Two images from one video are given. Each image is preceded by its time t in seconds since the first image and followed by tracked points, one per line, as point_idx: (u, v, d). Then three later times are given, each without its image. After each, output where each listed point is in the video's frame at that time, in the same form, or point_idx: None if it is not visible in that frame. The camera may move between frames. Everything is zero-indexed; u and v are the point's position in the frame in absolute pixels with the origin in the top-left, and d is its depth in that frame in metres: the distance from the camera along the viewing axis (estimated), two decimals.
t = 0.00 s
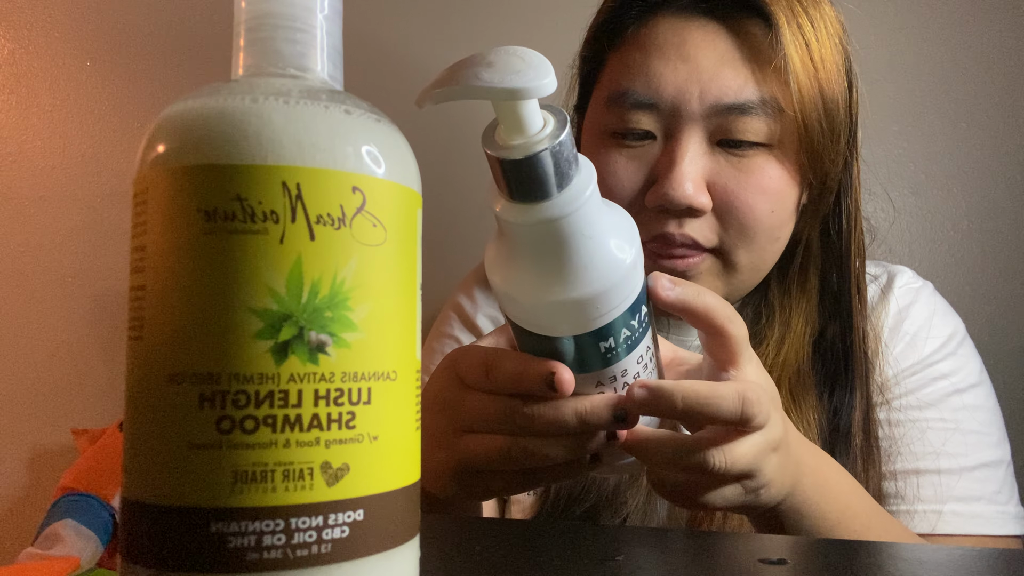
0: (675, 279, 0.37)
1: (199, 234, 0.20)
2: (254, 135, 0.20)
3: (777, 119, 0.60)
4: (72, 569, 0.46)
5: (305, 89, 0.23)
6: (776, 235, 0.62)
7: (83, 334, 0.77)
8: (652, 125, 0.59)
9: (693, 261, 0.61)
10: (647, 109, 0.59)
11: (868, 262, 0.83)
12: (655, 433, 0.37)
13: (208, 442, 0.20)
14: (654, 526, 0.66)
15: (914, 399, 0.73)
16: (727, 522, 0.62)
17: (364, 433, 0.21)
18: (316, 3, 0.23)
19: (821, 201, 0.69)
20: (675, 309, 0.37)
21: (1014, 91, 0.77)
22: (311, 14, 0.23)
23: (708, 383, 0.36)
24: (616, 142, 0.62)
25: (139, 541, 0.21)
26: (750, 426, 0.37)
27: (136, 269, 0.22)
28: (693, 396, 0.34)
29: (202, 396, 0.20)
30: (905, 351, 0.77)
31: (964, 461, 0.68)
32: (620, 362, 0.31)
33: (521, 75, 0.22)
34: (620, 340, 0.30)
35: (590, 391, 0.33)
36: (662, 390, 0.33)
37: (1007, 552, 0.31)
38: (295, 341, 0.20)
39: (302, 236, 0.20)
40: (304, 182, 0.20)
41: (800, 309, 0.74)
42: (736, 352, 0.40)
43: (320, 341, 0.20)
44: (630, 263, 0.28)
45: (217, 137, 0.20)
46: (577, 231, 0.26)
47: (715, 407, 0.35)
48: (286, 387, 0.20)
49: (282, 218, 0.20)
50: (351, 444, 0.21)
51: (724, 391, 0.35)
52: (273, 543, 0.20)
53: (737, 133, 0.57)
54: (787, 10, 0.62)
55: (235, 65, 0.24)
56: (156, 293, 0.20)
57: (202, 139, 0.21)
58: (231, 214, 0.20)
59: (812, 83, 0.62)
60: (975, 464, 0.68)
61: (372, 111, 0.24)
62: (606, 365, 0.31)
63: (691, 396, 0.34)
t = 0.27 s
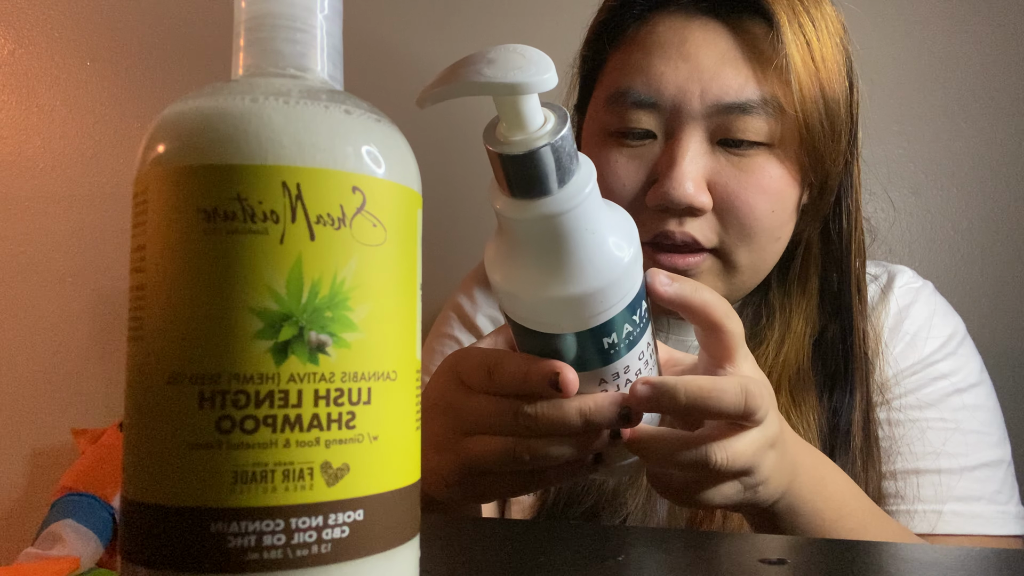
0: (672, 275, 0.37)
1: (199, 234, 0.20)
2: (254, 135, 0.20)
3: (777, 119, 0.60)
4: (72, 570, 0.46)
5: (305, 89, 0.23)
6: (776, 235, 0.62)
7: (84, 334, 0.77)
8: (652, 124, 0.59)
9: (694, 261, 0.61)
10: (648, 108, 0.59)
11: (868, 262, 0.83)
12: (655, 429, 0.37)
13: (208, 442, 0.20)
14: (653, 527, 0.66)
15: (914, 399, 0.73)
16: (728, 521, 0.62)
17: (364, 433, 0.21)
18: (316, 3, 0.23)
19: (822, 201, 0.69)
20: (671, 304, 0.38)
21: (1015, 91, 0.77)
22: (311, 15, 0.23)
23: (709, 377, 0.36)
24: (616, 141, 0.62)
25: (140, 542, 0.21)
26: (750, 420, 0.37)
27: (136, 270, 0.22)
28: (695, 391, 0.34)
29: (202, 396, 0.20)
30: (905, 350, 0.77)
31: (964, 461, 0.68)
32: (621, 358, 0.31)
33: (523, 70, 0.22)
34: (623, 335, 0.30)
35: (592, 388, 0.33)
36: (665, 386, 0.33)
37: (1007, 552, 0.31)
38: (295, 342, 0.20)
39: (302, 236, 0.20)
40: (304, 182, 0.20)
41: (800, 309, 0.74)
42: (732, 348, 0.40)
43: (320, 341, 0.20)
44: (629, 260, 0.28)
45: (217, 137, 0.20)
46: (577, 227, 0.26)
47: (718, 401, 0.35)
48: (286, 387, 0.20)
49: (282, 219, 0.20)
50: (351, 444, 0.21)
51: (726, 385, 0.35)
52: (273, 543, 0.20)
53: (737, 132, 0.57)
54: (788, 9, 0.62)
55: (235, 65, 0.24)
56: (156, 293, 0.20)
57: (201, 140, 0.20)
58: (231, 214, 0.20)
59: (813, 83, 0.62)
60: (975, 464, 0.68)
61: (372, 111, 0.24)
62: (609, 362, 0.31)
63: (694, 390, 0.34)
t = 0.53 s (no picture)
0: (670, 270, 0.37)
1: (199, 234, 0.20)
2: (254, 135, 0.20)
3: (777, 115, 0.60)
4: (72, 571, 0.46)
5: (305, 89, 0.23)
6: (776, 233, 0.62)
7: (84, 332, 0.77)
8: (653, 121, 0.59)
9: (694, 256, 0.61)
10: (648, 104, 0.59)
11: (868, 260, 0.83)
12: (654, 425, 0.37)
13: (208, 442, 0.20)
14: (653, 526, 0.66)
15: (915, 398, 0.73)
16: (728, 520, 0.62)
17: (364, 433, 0.21)
18: (316, 3, 0.23)
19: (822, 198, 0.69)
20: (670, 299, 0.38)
21: (1016, 88, 0.77)
22: (311, 15, 0.23)
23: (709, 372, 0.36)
24: (617, 138, 0.62)
25: (140, 542, 0.20)
26: (749, 415, 0.37)
27: (136, 270, 0.22)
28: (695, 385, 0.34)
29: (202, 396, 0.20)
30: (905, 349, 0.77)
31: (964, 459, 0.68)
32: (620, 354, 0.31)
33: (524, 63, 0.22)
34: (623, 330, 0.30)
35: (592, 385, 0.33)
36: (665, 381, 0.33)
37: (1006, 552, 0.31)
38: (295, 341, 0.20)
39: (302, 236, 0.20)
40: (304, 182, 0.20)
41: (800, 308, 0.74)
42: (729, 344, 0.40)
43: (320, 341, 0.20)
44: (628, 255, 0.28)
45: (217, 137, 0.20)
46: (577, 222, 0.26)
47: (718, 396, 0.35)
48: (286, 387, 0.20)
49: (282, 219, 0.20)
50: (350, 444, 0.21)
51: (725, 379, 0.35)
52: (273, 543, 0.20)
53: (737, 129, 0.57)
54: (789, 6, 0.62)
55: (235, 66, 0.24)
56: (156, 292, 0.20)
57: (201, 140, 0.20)
58: (231, 214, 0.20)
59: (813, 80, 0.62)
60: (975, 463, 0.68)
61: (372, 111, 0.24)
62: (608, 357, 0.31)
63: (694, 385, 0.34)
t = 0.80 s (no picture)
0: (670, 265, 0.38)
1: (199, 234, 0.20)
2: (254, 134, 0.20)
3: (784, 97, 0.60)
4: (73, 569, 0.46)
5: (305, 89, 0.23)
6: (781, 219, 0.62)
7: (86, 327, 0.77)
8: (659, 104, 0.60)
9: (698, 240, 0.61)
10: (654, 86, 0.60)
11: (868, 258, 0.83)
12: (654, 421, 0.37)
13: (208, 442, 0.20)
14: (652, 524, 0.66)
15: (917, 395, 0.73)
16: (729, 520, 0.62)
17: (364, 433, 0.21)
18: (316, 3, 0.23)
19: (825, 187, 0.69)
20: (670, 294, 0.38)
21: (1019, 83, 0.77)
22: (311, 15, 0.23)
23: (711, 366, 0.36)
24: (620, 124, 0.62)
25: (140, 542, 0.21)
26: (749, 410, 0.37)
27: (136, 269, 0.22)
28: (695, 379, 0.34)
29: (202, 396, 0.20)
30: (907, 346, 0.77)
31: (964, 457, 0.68)
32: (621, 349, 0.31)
33: (528, 54, 0.22)
34: (623, 325, 0.30)
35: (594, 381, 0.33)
36: (665, 376, 0.33)
37: (1006, 552, 0.31)
38: (295, 341, 0.20)
39: (302, 236, 0.20)
40: (304, 182, 0.20)
41: (802, 302, 0.74)
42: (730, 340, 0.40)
43: (320, 341, 0.20)
44: (630, 251, 0.28)
45: (217, 137, 0.20)
46: (577, 216, 0.26)
47: (718, 390, 0.35)
48: (286, 387, 0.20)
49: (282, 218, 0.20)
50: (350, 444, 0.21)
51: (726, 372, 0.35)
52: (273, 543, 0.20)
53: (742, 111, 0.58)
54: None
55: (235, 66, 0.24)
56: (156, 292, 0.20)
57: (202, 140, 0.20)
58: (231, 214, 0.20)
59: (818, 67, 0.62)
60: (976, 460, 0.68)
61: (372, 111, 0.24)
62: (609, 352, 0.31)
63: (694, 378, 0.34)
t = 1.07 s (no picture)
0: (673, 265, 0.38)
1: (199, 234, 0.20)
2: (254, 134, 0.20)
3: (789, 85, 0.60)
4: (73, 568, 0.46)
5: (305, 89, 0.23)
6: (786, 210, 0.62)
7: (87, 322, 0.77)
8: (662, 94, 0.59)
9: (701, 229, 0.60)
10: (658, 75, 0.59)
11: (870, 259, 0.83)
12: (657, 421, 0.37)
13: (208, 442, 0.20)
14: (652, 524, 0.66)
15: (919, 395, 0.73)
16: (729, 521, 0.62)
17: (364, 433, 0.21)
18: (316, 4, 0.23)
19: (827, 181, 0.69)
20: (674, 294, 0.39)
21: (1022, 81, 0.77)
22: (311, 15, 0.23)
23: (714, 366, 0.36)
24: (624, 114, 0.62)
25: (139, 543, 0.21)
26: (753, 410, 0.37)
27: (136, 269, 0.22)
28: (700, 379, 0.34)
29: (202, 396, 0.20)
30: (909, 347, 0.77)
31: (965, 457, 0.68)
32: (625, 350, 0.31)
33: (533, 52, 0.22)
34: (628, 326, 0.30)
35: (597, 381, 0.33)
36: (669, 376, 0.33)
37: (1007, 552, 0.31)
38: (295, 342, 0.20)
39: (303, 236, 0.20)
40: (305, 182, 0.20)
41: (804, 300, 0.74)
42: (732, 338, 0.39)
43: (320, 341, 0.20)
44: (633, 250, 0.28)
45: (218, 137, 0.20)
46: (581, 215, 0.26)
47: (723, 390, 0.35)
48: (286, 387, 0.20)
49: (282, 218, 0.20)
50: (351, 444, 0.21)
51: (730, 372, 0.35)
52: (273, 543, 0.20)
53: (747, 99, 0.58)
54: None
55: (235, 66, 0.24)
56: (156, 292, 0.21)
57: (202, 140, 0.21)
58: (231, 214, 0.20)
59: (822, 62, 0.62)
60: (977, 461, 0.68)
61: (372, 112, 0.24)
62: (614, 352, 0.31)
63: (698, 379, 0.34)
